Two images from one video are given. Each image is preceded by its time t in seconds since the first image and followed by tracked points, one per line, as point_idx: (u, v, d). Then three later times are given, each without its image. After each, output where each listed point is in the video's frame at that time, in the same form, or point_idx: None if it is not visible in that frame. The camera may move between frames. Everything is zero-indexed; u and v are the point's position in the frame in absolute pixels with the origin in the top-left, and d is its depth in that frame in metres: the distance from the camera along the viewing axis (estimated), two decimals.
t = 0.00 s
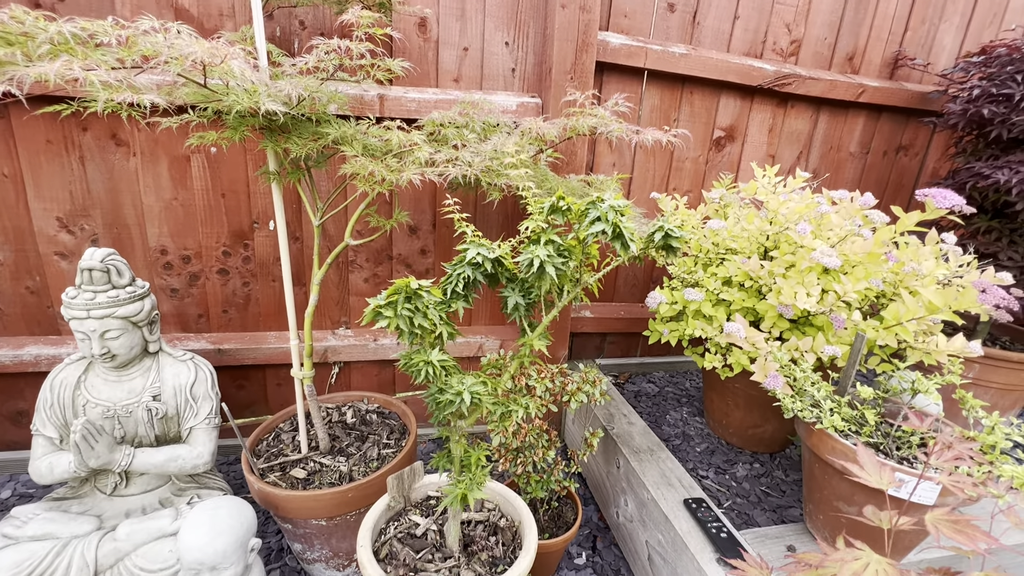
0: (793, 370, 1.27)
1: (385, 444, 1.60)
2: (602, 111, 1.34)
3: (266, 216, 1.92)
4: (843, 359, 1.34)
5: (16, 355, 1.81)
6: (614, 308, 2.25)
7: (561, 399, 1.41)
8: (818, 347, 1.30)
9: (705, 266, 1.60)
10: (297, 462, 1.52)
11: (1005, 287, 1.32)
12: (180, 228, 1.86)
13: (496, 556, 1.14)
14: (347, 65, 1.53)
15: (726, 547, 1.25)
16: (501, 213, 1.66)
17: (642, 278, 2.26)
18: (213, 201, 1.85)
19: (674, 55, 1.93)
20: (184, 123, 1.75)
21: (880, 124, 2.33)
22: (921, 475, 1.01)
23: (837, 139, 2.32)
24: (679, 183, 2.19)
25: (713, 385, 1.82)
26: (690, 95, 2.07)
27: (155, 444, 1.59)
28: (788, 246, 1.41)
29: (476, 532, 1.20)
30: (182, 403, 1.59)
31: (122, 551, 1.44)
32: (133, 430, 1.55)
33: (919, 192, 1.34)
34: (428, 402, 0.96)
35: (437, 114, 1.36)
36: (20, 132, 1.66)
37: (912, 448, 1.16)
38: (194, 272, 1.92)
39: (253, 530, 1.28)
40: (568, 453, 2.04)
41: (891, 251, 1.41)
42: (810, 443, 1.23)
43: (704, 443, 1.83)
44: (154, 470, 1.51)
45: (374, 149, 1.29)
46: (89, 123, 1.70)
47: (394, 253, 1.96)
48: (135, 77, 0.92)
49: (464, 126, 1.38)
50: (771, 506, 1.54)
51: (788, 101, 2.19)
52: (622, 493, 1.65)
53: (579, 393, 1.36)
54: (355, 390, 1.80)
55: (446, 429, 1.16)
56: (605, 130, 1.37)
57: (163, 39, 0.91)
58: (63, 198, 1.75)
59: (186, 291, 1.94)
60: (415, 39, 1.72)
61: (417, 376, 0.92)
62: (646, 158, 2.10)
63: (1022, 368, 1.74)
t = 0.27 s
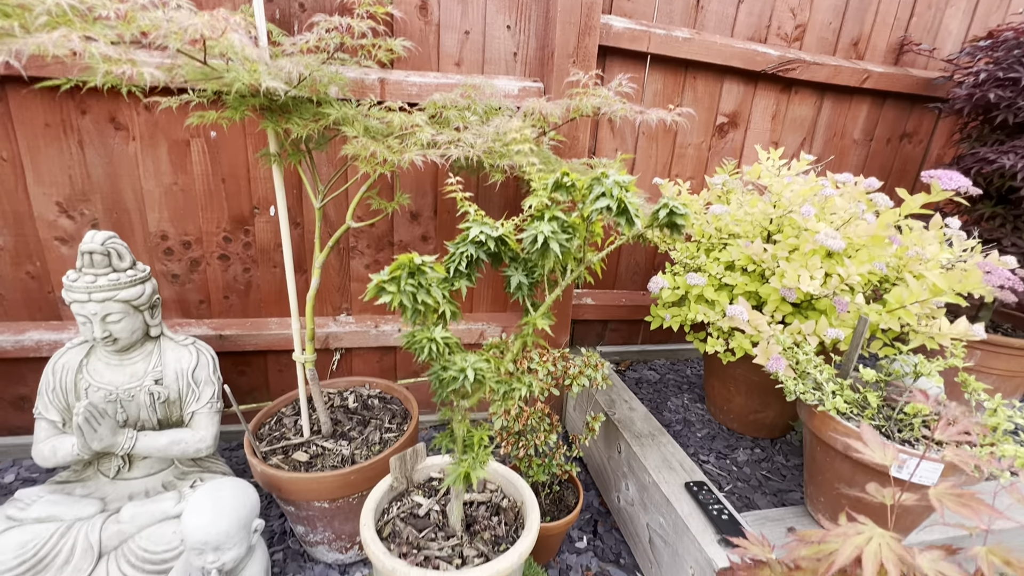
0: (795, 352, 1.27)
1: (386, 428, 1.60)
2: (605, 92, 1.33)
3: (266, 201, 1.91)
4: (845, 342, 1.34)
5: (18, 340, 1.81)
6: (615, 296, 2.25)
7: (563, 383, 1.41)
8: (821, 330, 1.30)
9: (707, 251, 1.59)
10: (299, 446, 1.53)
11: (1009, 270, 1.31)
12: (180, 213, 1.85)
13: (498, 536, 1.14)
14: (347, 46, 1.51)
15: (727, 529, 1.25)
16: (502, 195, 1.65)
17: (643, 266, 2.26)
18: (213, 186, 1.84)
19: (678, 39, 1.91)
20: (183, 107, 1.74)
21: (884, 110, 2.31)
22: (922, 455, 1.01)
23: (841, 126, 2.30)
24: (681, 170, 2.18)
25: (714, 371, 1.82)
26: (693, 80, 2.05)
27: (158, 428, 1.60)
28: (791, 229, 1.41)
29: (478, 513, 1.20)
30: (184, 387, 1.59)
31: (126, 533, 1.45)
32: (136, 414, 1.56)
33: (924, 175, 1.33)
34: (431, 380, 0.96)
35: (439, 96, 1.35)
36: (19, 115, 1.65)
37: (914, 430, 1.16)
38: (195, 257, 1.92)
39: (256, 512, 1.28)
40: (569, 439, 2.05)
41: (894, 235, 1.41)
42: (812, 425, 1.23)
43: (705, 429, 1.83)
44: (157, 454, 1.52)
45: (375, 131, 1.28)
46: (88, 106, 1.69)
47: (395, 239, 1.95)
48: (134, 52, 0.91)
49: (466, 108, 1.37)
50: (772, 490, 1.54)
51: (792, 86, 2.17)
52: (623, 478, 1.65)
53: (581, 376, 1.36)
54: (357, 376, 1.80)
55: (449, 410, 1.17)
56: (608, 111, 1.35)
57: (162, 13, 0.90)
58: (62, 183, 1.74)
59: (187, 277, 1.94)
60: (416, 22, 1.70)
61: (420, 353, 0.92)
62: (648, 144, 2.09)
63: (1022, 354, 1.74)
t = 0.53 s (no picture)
0: (799, 329, 1.27)
1: (391, 407, 1.61)
2: (611, 66, 1.32)
3: (269, 182, 1.91)
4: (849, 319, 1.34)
5: (22, 321, 1.82)
6: (618, 279, 2.24)
7: (567, 361, 1.42)
8: (826, 307, 1.29)
9: (712, 231, 1.59)
10: (304, 424, 1.53)
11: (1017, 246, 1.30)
12: (182, 194, 1.85)
13: (504, 508, 1.15)
14: (350, 23, 1.50)
15: (730, 504, 1.26)
16: (505, 172, 1.64)
17: (646, 250, 2.25)
18: (216, 167, 1.84)
19: (683, 19, 1.89)
20: (185, 86, 1.73)
21: (890, 93, 2.30)
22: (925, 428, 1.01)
23: (846, 109, 2.29)
24: (685, 153, 2.17)
25: (717, 352, 1.83)
26: (698, 62, 2.04)
27: (164, 407, 1.60)
28: (797, 207, 1.41)
29: (483, 486, 1.21)
30: (189, 366, 1.60)
31: (133, 510, 1.46)
32: (142, 392, 1.56)
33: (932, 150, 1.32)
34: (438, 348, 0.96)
35: (443, 73, 1.34)
36: (20, 94, 1.64)
37: (917, 406, 1.17)
38: (198, 239, 1.92)
39: (262, 486, 1.29)
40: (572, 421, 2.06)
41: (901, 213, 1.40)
42: (816, 401, 1.23)
43: (708, 410, 1.84)
44: (163, 431, 1.53)
45: (379, 107, 1.27)
46: (90, 85, 1.68)
47: (398, 221, 1.95)
48: (139, 20, 0.90)
49: (471, 85, 1.36)
50: (774, 469, 1.55)
51: (797, 69, 2.16)
52: (626, 457, 1.66)
53: (585, 354, 1.37)
54: (360, 356, 1.80)
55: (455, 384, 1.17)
56: (614, 87, 1.34)
57: None
58: (65, 162, 1.74)
59: (190, 258, 1.94)
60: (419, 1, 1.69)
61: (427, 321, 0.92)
62: (652, 126, 2.08)
63: None
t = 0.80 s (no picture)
0: (805, 307, 1.27)
1: (396, 387, 1.62)
2: (618, 41, 1.30)
3: (272, 164, 1.90)
4: (855, 298, 1.34)
5: (27, 302, 1.82)
6: (621, 263, 2.24)
7: (572, 341, 1.42)
8: (832, 286, 1.29)
9: (717, 212, 1.59)
10: (310, 403, 1.54)
11: None
12: (186, 176, 1.84)
13: (510, 482, 1.16)
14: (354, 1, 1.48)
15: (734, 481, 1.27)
16: (510, 151, 1.63)
17: (650, 235, 2.25)
18: (219, 148, 1.83)
19: None
20: (188, 65, 1.72)
21: (897, 76, 2.28)
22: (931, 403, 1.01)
23: (852, 92, 2.27)
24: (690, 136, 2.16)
25: (721, 334, 1.83)
26: (704, 43, 2.01)
27: (170, 386, 1.61)
28: (803, 185, 1.41)
29: (490, 461, 1.22)
30: (194, 346, 1.60)
31: (141, 488, 1.47)
32: (148, 372, 1.57)
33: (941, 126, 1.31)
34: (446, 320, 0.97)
35: (448, 50, 1.33)
36: (22, 73, 1.63)
37: (922, 383, 1.17)
38: (202, 221, 1.91)
39: (270, 462, 1.30)
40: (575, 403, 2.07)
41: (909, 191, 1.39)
42: (820, 379, 1.24)
43: (711, 392, 1.85)
44: (170, 411, 1.54)
45: (384, 84, 1.26)
46: (92, 65, 1.66)
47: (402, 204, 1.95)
48: None
49: (476, 63, 1.34)
50: (777, 449, 1.56)
51: (803, 51, 2.13)
52: (630, 438, 1.67)
53: (590, 334, 1.37)
54: (365, 338, 1.81)
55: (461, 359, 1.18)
56: (621, 62, 1.33)
57: None
58: (67, 143, 1.73)
59: (194, 241, 1.93)
60: None
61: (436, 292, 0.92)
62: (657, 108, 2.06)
63: None
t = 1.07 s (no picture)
0: (810, 287, 1.27)
1: (400, 369, 1.63)
2: (625, 17, 1.28)
3: (275, 147, 1.89)
4: (860, 279, 1.34)
5: (31, 285, 1.82)
6: (624, 249, 2.23)
7: (576, 323, 1.42)
8: (837, 266, 1.29)
9: (722, 195, 1.58)
10: (315, 385, 1.55)
11: None
12: (188, 159, 1.83)
13: (516, 459, 1.17)
14: None
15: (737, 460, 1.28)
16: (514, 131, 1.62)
17: (653, 220, 2.24)
18: (221, 131, 1.82)
19: None
20: (189, 46, 1.70)
21: (904, 60, 2.25)
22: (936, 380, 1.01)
23: (858, 76, 2.25)
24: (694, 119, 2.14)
25: (724, 318, 1.83)
26: (709, 24, 1.99)
27: (175, 368, 1.62)
28: (810, 166, 1.40)
29: (495, 439, 1.22)
30: (199, 329, 1.61)
31: (148, 468, 1.48)
32: (153, 354, 1.58)
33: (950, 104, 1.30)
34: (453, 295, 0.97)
35: (452, 28, 1.31)
36: (22, 53, 1.62)
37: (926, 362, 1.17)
38: (204, 205, 1.91)
39: (275, 442, 1.31)
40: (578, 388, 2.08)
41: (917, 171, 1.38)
42: (825, 359, 1.24)
43: (714, 376, 1.85)
44: (175, 392, 1.54)
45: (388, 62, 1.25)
46: (92, 45, 1.65)
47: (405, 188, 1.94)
48: None
49: (480, 42, 1.32)
50: (780, 431, 1.57)
51: (810, 33, 2.11)
52: (633, 420, 1.68)
53: (595, 316, 1.37)
54: (368, 322, 1.81)
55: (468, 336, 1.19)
56: (628, 39, 1.31)
57: None
58: (69, 125, 1.72)
59: (197, 225, 1.93)
60: None
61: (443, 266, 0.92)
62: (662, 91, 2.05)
63: None
